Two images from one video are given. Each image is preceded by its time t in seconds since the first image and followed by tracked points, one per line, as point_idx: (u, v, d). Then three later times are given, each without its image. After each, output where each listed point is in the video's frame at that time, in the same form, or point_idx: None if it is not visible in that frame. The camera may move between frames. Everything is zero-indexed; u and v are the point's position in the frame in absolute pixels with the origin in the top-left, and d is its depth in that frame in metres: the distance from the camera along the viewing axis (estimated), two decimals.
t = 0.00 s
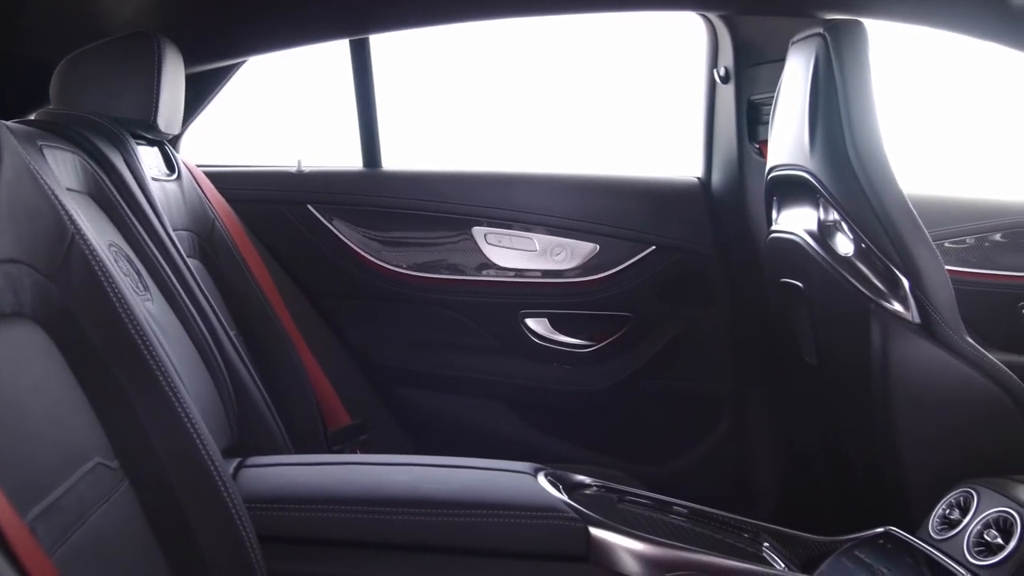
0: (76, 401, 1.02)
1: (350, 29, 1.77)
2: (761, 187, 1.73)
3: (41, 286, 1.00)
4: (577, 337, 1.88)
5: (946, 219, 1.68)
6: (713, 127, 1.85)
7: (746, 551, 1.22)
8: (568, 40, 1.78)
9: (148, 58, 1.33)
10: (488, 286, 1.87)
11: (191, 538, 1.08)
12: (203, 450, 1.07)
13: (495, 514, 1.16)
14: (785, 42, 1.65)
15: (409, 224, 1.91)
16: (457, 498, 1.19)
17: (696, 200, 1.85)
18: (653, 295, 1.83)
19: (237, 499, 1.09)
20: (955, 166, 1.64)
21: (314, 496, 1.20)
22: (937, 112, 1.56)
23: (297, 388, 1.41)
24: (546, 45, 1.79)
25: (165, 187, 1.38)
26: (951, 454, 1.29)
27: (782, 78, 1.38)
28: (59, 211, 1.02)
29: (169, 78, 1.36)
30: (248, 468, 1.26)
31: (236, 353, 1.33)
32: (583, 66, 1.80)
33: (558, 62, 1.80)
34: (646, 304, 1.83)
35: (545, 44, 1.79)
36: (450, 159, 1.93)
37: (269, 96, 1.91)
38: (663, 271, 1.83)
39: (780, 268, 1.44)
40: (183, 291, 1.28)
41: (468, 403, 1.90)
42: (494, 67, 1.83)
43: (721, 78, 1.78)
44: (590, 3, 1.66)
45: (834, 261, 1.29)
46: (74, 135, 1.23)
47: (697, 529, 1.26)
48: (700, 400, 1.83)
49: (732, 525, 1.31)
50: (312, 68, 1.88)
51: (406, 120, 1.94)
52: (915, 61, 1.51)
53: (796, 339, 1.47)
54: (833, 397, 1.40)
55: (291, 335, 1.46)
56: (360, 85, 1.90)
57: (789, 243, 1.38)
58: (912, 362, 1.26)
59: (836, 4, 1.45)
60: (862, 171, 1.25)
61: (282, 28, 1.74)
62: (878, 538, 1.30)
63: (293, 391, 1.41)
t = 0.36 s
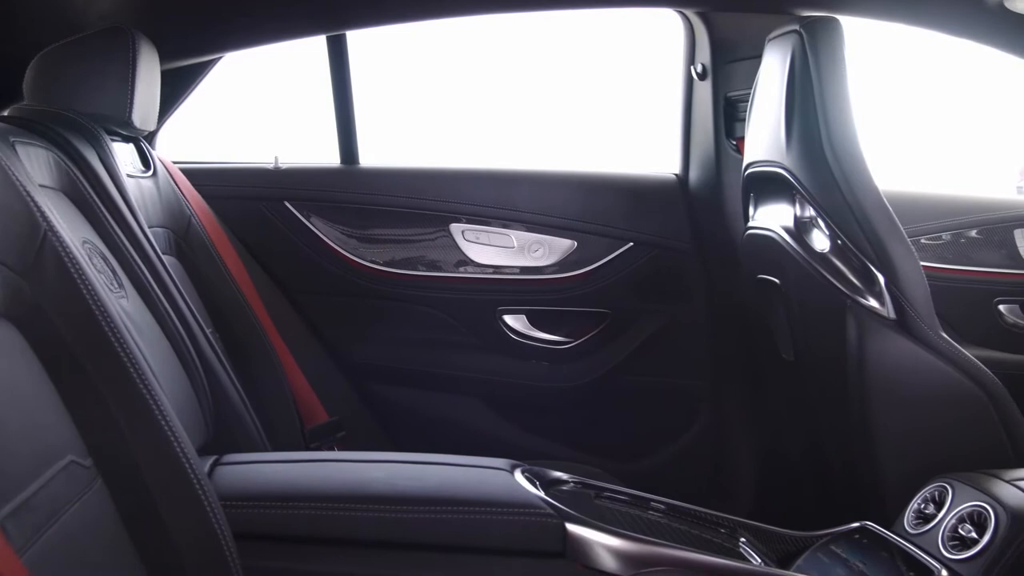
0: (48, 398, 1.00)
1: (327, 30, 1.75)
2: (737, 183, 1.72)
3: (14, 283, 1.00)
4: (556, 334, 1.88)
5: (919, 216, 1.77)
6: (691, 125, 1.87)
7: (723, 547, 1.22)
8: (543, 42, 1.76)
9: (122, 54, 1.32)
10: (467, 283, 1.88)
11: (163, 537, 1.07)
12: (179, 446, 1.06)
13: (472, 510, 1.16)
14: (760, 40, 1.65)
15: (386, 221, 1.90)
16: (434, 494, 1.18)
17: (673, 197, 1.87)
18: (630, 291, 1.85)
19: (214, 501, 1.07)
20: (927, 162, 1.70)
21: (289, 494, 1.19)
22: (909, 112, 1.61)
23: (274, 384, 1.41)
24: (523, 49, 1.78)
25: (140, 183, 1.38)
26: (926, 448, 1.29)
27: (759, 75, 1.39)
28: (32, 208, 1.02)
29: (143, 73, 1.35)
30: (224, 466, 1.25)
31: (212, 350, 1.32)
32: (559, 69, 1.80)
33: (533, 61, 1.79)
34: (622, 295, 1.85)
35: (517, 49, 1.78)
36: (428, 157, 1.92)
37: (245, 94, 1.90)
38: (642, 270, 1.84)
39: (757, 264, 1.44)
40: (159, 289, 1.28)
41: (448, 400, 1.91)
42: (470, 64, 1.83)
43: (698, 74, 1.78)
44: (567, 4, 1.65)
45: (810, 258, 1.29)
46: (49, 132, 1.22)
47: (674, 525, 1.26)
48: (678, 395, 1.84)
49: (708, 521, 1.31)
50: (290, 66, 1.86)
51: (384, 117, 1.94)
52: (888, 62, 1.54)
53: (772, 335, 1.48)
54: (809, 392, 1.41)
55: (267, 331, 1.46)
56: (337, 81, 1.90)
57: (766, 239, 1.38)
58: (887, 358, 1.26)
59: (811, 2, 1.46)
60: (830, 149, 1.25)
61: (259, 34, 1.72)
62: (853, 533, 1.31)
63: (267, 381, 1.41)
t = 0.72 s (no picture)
0: (20, 392, 0.98)
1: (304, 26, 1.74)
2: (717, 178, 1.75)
3: None
4: (534, 330, 1.90)
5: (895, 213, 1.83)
6: (669, 121, 1.88)
7: (700, 542, 1.23)
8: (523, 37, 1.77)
9: (97, 49, 1.31)
10: (447, 279, 1.88)
11: (140, 529, 1.04)
12: (153, 443, 1.03)
13: (446, 508, 1.16)
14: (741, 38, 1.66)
15: (365, 217, 1.90)
16: (409, 491, 1.18)
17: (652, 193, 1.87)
18: (610, 287, 1.86)
19: (189, 498, 1.05)
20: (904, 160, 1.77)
21: (260, 492, 1.19)
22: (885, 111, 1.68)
23: (250, 380, 1.41)
24: (501, 41, 1.79)
25: (117, 179, 1.37)
26: (901, 441, 1.30)
27: (737, 71, 1.39)
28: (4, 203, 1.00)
29: (118, 69, 1.34)
30: (200, 463, 1.25)
31: (187, 346, 1.31)
32: (539, 64, 1.80)
33: (512, 58, 1.80)
34: (599, 291, 1.86)
35: (499, 43, 1.79)
36: (407, 152, 1.92)
37: (222, 91, 1.88)
38: (621, 262, 1.85)
39: (735, 260, 1.44)
40: (135, 286, 1.27)
41: (427, 397, 1.91)
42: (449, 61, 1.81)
43: (677, 70, 1.80)
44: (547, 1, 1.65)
45: (788, 254, 1.29)
46: (24, 126, 1.21)
47: (651, 520, 1.27)
48: (655, 391, 1.86)
49: (686, 516, 1.31)
50: (267, 63, 1.85)
51: (361, 112, 1.93)
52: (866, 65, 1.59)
53: (750, 331, 1.48)
54: (785, 388, 1.42)
55: (244, 327, 1.45)
56: (315, 77, 1.88)
57: (743, 235, 1.38)
58: (863, 353, 1.27)
59: None
60: (810, 147, 1.26)
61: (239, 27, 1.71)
62: (831, 528, 1.32)
63: (243, 377, 1.40)
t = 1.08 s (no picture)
0: None
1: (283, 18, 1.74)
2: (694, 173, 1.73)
3: None
4: (514, 326, 1.90)
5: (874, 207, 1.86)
6: (647, 117, 1.89)
7: (678, 537, 1.24)
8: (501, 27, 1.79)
9: (73, 44, 1.30)
10: (427, 275, 1.87)
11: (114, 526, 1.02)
12: (129, 439, 1.03)
13: (423, 503, 1.16)
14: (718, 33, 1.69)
15: (344, 214, 1.89)
16: (386, 487, 1.18)
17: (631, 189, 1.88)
18: (588, 282, 1.86)
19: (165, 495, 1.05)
20: (883, 156, 1.83)
21: (234, 489, 1.18)
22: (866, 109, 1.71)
23: (226, 374, 1.40)
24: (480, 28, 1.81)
25: (92, 175, 1.37)
26: (876, 434, 1.31)
27: (714, 66, 1.39)
28: None
29: (94, 63, 1.33)
30: (179, 460, 1.24)
31: (163, 341, 1.31)
32: (518, 57, 1.82)
33: (491, 55, 1.83)
34: (577, 286, 1.86)
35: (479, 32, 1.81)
36: (386, 147, 1.92)
37: (199, 85, 1.89)
38: (602, 256, 1.86)
39: (713, 255, 1.44)
40: (110, 282, 1.26)
41: (407, 393, 1.91)
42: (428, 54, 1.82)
43: (655, 66, 1.79)
44: None
45: (766, 250, 1.30)
46: None
47: (630, 515, 1.27)
48: (633, 387, 1.88)
49: (665, 511, 1.32)
50: (246, 57, 1.86)
51: (339, 105, 1.92)
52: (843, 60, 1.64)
53: (728, 327, 1.49)
54: (763, 382, 1.42)
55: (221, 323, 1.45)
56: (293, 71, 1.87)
57: (721, 231, 1.38)
58: (840, 347, 1.27)
59: None
60: (785, 141, 1.26)
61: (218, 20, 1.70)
62: (808, 523, 1.32)
63: (221, 374, 1.40)
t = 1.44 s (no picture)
0: None
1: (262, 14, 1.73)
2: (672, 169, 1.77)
3: None
4: (493, 321, 1.90)
5: (849, 205, 1.93)
6: (626, 111, 1.91)
7: (655, 531, 1.24)
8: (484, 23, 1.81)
9: (47, 37, 1.29)
10: (407, 270, 1.88)
11: (86, 524, 0.98)
12: (103, 436, 0.99)
13: (400, 499, 1.15)
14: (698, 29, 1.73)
15: (324, 210, 1.89)
16: (363, 483, 1.17)
17: (610, 184, 1.89)
18: (567, 278, 1.88)
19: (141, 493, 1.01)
20: (857, 152, 1.90)
21: (210, 485, 1.18)
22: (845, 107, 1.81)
23: (203, 369, 1.40)
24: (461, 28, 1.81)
25: (68, 169, 1.36)
26: (852, 428, 1.32)
27: (692, 61, 1.38)
28: None
29: (69, 56, 1.32)
30: (155, 456, 1.24)
31: (138, 336, 1.30)
32: (501, 53, 1.83)
33: (472, 50, 1.83)
34: (557, 282, 1.88)
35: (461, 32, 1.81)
36: (366, 143, 1.92)
37: (176, 79, 1.86)
38: (582, 252, 1.87)
39: (691, 250, 1.44)
40: (85, 278, 1.25)
41: (387, 388, 1.92)
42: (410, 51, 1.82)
43: (633, 62, 1.83)
44: None
45: (743, 244, 1.30)
46: None
47: (608, 510, 1.27)
48: (612, 383, 1.89)
49: (644, 505, 1.33)
50: (223, 52, 1.83)
51: (317, 99, 1.91)
52: (818, 58, 1.75)
53: (707, 322, 1.49)
54: (741, 377, 1.43)
55: (198, 319, 1.44)
56: (270, 65, 1.86)
57: (699, 225, 1.38)
58: (817, 341, 1.28)
59: None
60: (762, 137, 1.26)
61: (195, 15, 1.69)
62: (786, 516, 1.33)
63: (198, 369, 1.39)
